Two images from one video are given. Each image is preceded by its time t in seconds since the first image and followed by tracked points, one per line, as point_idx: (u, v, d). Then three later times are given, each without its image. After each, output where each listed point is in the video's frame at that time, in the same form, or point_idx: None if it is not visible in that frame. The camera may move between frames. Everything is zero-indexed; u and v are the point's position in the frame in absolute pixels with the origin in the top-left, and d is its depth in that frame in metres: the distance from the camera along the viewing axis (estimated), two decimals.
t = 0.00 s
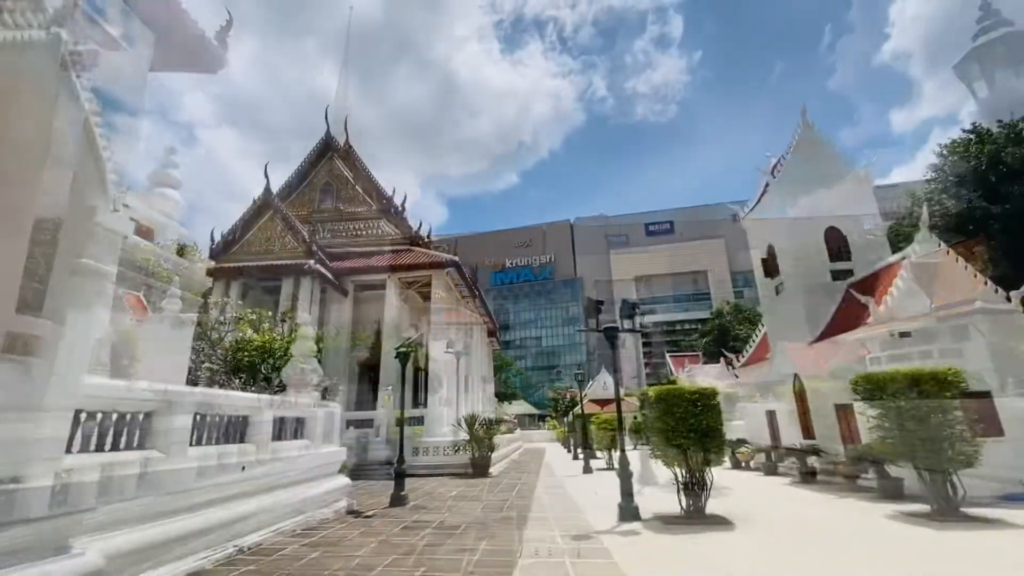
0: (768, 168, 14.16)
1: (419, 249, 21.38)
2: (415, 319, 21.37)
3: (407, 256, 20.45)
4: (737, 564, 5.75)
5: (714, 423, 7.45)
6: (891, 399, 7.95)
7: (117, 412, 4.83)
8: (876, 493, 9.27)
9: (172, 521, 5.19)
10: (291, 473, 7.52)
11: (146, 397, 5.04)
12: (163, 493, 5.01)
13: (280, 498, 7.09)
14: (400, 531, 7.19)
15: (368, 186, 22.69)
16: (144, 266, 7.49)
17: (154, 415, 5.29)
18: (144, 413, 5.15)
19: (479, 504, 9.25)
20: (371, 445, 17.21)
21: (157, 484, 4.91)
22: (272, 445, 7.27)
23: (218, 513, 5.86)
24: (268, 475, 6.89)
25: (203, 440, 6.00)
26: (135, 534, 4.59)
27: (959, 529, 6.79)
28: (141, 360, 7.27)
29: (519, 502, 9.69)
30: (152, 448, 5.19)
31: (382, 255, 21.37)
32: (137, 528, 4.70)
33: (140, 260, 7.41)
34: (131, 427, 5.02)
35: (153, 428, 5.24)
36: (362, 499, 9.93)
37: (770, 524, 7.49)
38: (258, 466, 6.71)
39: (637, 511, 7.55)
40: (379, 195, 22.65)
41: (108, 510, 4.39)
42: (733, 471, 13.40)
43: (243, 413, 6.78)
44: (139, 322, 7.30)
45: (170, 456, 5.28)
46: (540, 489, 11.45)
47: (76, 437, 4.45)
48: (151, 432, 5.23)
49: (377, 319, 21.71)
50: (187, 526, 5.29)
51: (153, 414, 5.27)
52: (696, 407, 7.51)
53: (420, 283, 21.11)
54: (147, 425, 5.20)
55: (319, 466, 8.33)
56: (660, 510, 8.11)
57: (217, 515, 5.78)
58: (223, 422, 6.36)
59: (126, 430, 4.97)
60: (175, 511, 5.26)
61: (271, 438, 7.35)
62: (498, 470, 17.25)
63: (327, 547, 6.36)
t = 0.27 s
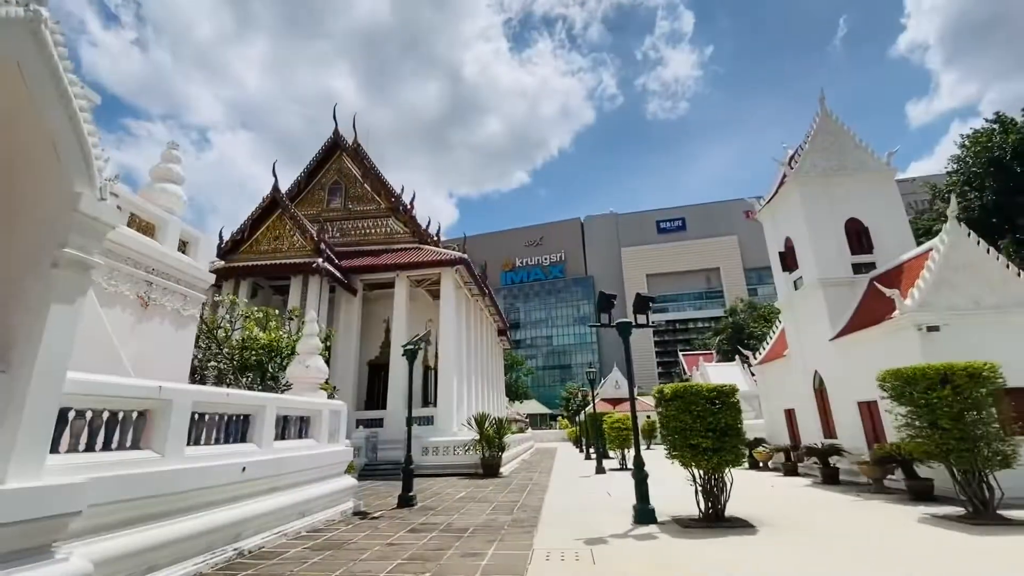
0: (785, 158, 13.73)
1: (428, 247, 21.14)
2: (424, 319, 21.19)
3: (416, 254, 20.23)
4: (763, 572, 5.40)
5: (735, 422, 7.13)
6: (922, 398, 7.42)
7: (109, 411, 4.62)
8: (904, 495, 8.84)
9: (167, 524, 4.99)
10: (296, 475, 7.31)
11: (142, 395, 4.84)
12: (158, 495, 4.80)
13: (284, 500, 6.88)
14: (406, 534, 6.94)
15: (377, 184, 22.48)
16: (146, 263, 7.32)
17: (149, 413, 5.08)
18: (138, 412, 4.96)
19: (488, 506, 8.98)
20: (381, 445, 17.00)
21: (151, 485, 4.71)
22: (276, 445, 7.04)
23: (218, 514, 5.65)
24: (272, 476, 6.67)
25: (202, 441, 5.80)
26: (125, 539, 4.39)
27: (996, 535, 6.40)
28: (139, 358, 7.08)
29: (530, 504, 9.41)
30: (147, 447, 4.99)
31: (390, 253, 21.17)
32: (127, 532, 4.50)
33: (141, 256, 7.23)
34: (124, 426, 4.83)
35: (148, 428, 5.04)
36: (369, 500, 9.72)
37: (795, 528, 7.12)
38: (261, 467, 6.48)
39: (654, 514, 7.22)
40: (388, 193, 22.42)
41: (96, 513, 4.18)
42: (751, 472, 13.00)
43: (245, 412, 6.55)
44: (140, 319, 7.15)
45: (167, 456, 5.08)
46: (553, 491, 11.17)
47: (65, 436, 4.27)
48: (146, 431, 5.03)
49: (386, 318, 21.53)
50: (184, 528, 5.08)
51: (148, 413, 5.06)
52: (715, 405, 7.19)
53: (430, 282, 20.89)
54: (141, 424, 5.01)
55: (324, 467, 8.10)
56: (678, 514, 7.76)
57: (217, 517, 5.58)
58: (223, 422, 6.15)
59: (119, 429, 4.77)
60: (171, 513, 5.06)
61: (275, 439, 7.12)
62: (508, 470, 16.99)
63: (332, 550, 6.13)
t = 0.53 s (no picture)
0: (804, 148, 13.27)
1: (437, 244, 20.91)
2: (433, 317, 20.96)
3: (425, 252, 20.01)
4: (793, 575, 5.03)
5: (752, 420, 6.79)
6: (957, 395, 6.98)
7: (96, 409, 4.41)
8: (936, 498, 8.38)
9: (161, 528, 4.79)
10: (299, 475, 7.10)
11: (131, 393, 4.63)
12: (150, 498, 4.60)
13: (286, 501, 6.67)
14: (411, 538, 6.68)
15: (385, 182, 22.28)
16: (145, 258, 7.17)
17: (140, 412, 4.87)
18: (129, 411, 4.76)
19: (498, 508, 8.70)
20: (390, 445, 16.78)
21: (141, 487, 4.50)
22: (277, 445, 6.81)
23: (216, 517, 5.45)
24: (273, 477, 6.45)
25: (199, 441, 5.61)
26: (112, 545, 4.19)
27: None
28: (138, 356, 6.93)
29: (541, 506, 9.11)
30: (138, 448, 4.79)
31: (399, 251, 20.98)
32: (115, 538, 4.31)
33: (139, 252, 7.08)
34: (114, 425, 4.62)
35: (140, 428, 4.83)
36: (376, 502, 9.49)
37: (820, 534, 6.73)
38: (261, 468, 6.25)
39: (671, 519, 6.88)
40: (397, 190, 22.21)
41: (81, 518, 3.99)
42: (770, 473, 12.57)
43: (244, 411, 6.33)
44: (140, 315, 7.00)
45: (159, 457, 4.86)
46: (564, 492, 10.88)
47: (49, 436, 4.08)
48: (137, 431, 4.82)
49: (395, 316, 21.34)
50: (177, 532, 4.88)
51: (140, 412, 4.86)
52: (734, 403, 6.84)
53: (439, 280, 20.66)
54: (132, 424, 4.80)
55: (328, 467, 7.88)
56: (695, 518, 7.40)
57: (215, 521, 5.38)
58: (220, 421, 5.94)
59: (108, 429, 4.56)
60: (164, 516, 4.87)
61: (276, 438, 6.91)
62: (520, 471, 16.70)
63: (333, 555, 5.90)
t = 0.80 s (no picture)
0: (824, 137, 12.82)
1: (448, 242, 20.70)
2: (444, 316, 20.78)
3: (435, 249, 19.81)
4: None
5: (775, 418, 6.45)
6: (995, 392, 6.56)
7: (86, 407, 4.24)
8: (971, 501, 7.94)
9: (154, 530, 4.64)
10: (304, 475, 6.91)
11: (124, 390, 4.45)
12: (141, 499, 4.43)
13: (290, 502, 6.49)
14: (418, 540, 6.44)
15: (395, 179, 22.13)
16: (146, 254, 7.03)
17: (135, 411, 4.69)
18: (122, 408, 4.59)
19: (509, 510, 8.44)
20: (401, 444, 16.61)
21: (131, 488, 4.33)
22: (281, 444, 6.62)
23: (214, 519, 5.29)
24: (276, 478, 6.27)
25: (198, 440, 5.42)
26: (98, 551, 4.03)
27: None
28: (139, 353, 6.80)
29: (553, 507, 8.83)
30: (132, 447, 4.62)
31: (410, 249, 20.81)
32: (103, 541, 4.16)
33: (141, 247, 6.94)
34: (106, 423, 4.45)
35: (133, 427, 4.66)
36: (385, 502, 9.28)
37: (848, 539, 6.35)
38: (263, 469, 6.07)
39: (689, 522, 6.58)
40: (406, 188, 22.04)
41: (63, 522, 3.84)
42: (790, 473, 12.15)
43: (246, 409, 6.14)
44: (142, 312, 6.87)
45: (153, 457, 4.68)
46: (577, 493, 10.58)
47: (36, 434, 3.92)
48: (131, 430, 4.65)
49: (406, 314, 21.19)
50: (171, 536, 4.72)
51: (134, 410, 4.68)
52: (756, 401, 6.52)
53: (449, 277, 20.45)
54: (125, 422, 4.63)
55: (334, 467, 7.68)
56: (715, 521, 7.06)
57: (213, 523, 5.21)
58: (221, 419, 5.76)
59: (100, 427, 4.39)
60: (158, 519, 4.69)
61: (280, 438, 6.72)
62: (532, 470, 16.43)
63: (336, 558, 5.69)
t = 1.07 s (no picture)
0: (845, 126, 12.35)
1: (459, 240, 20.50)
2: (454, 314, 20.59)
3: (446, 247, 19.61)
4: None
5: (799, 418, 6.10)
6: None
7: (74, 404, 4.06)
8: (1008, 505, 7.50)
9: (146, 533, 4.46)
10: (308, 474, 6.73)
11: (114, 387, 4.26)
12: (131, 501, 4.23)
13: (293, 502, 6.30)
14: (423, 544, 6.19)
15: (405, 177, 21.98)
16: (147, 249, 6.88)
17: (127, 408, 4.51)
18: (113, 406, 4.40)
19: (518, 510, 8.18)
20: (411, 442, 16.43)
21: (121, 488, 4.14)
22: (283, 444, 6.43)
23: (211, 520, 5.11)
24: (278, 478, 6.07)
25: (195, 439, 5.24)
26: (84, 554, 3.83)
27: None
28: (140, 350, 6.65)
29: (566, 508, 8.54)
30: (124, 446, 4.45)
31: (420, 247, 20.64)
32: (92, 544, 3.97)
33: (141, 242, 6.79)
34: (96, 421, 4.27)
35: (125, 425, 4.48)
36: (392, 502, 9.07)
37: (878, 545, 5.98)
38: (264, 469, 5.87)
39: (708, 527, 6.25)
40: (416, 185, 21.88)
41: (51, 524, 3.65)
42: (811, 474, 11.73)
43: (245, 408, 5.95)
44: (142, 308, 6.72)
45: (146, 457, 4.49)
46: (590, 494, 10.29)
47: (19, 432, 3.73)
48: (122, 429, 4.47)
49: (416, 313, 21.05)
50: (165, 538, 4.53)
51: (126, 407, 4.50)
52: (779, 400, 6.18)
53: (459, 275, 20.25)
54: (117, 420, 4.45)
55: (339, 467, 7.49)
56: (735, 526, 6.73)
57: (209, 524, 5.03)
58: (220, 418, 5.57)
59: (90, 425, 4.21)
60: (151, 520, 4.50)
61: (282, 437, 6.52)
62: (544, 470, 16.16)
63: (338, 562, 5.48)
